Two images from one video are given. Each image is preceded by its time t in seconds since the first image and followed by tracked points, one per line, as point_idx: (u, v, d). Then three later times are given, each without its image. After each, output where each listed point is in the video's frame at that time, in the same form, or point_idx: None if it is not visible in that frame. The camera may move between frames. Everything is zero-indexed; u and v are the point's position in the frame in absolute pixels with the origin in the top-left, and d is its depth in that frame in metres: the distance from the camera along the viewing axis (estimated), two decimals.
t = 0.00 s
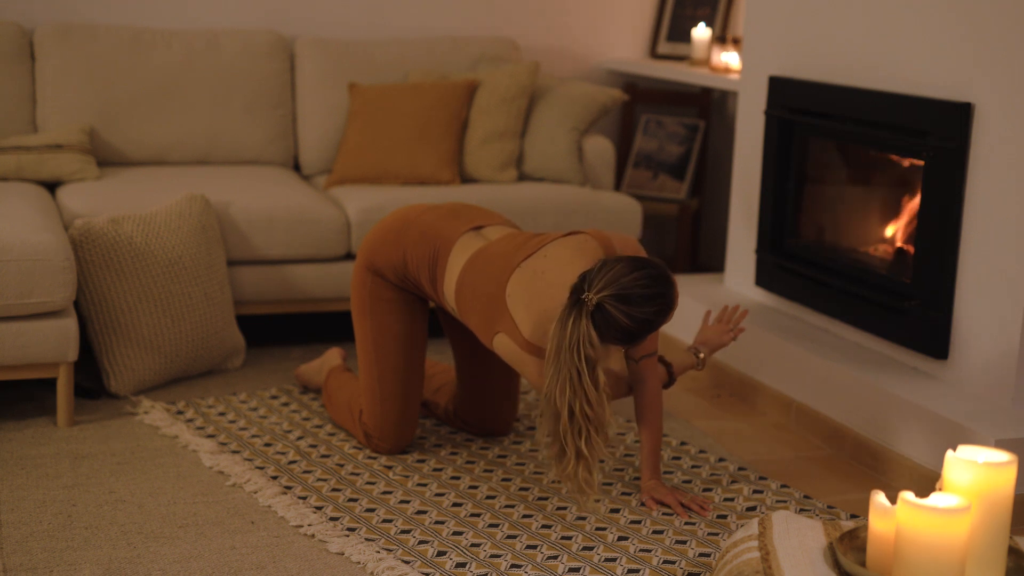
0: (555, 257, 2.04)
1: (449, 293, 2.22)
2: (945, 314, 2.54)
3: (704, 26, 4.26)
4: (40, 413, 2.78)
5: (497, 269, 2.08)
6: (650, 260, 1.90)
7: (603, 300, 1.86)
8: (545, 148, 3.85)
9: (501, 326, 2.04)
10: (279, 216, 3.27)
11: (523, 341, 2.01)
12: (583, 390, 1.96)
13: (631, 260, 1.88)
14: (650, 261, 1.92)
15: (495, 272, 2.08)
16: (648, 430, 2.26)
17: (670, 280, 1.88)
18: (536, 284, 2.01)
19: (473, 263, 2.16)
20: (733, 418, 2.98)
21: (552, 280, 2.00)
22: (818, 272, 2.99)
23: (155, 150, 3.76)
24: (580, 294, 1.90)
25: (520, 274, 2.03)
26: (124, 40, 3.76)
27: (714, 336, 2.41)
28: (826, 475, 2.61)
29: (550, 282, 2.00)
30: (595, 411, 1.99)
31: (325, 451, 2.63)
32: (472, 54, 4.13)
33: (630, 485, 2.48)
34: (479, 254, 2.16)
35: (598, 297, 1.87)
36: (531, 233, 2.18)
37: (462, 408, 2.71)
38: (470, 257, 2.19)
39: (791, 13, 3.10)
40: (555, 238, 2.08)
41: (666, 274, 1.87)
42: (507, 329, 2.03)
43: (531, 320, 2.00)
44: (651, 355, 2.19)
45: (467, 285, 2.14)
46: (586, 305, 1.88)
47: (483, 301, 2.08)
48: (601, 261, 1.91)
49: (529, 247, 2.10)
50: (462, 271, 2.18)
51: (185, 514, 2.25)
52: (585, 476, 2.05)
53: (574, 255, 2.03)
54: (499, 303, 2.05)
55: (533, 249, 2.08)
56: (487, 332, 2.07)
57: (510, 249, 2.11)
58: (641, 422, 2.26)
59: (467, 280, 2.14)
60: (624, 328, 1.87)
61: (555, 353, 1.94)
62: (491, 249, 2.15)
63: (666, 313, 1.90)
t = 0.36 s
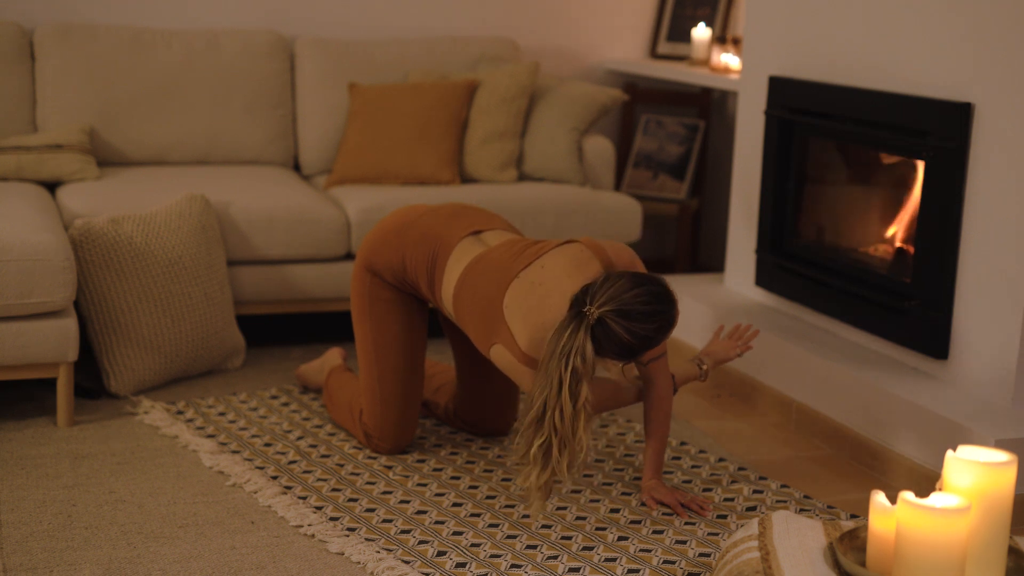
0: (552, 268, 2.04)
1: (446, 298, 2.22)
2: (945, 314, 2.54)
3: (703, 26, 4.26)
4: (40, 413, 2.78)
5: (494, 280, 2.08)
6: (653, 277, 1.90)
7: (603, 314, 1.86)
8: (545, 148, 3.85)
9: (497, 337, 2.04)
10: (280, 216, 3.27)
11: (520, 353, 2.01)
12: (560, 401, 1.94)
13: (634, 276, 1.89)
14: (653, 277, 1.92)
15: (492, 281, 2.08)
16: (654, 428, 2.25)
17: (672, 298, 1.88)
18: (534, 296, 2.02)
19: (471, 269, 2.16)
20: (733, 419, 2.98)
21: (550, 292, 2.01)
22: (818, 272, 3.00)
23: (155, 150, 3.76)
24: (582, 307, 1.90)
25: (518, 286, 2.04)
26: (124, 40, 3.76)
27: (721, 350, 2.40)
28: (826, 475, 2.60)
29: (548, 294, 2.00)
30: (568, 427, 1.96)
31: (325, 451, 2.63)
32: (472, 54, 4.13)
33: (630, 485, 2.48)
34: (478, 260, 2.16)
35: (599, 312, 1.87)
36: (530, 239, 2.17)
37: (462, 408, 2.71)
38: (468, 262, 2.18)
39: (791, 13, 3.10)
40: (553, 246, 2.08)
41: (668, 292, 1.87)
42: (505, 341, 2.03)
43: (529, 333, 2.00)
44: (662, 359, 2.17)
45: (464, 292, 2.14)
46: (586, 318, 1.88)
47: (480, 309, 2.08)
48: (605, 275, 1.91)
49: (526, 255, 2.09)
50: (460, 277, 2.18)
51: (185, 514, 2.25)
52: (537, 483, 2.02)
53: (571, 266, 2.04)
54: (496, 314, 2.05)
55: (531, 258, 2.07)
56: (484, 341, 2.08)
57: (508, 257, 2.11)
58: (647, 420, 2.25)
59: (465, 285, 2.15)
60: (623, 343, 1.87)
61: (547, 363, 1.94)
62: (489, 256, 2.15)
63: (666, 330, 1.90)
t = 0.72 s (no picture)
0: (548, 290, 2.03)
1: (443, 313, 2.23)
2: (945, 314, 2.54)
3: (703, 26, 4.26)
4: (40, 413, 2.78)
5: (489, 303, 2.08)
6: (655, 309, 1.91)
7: (604, 338, 1.86)
8: (545, 148, 3.85)
9: (493, 359, 2.05)
10: (279, 216, 3.27)
11: (515, 377, 2.02)
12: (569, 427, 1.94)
13: (637, 305, 1.90)
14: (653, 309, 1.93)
15: (488, 301, 2.09)
16: (663, 432, 2.26)
17: (672, 332, 1.89)
18: (529, 320, 2.02)
19: (468, 286, 2.16)
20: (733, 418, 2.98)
21: (545, 315, 2.01)
22: (818, 272, 3.00)
23: (155, 150, 3.76)
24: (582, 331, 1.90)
25: (514, 308, 2.04)
26: (124, 40, 3.76)
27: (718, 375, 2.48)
28: (825, 475, 2.61)
29: (543, 318, 2.00)
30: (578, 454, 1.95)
31: (325, 451, 2.63)
32: (472, 54, 4.13)
33: (630, 485, 2.48)
34: (473, 277, 2.16)
35: (600, 338, 1.87)
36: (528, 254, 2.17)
37: (461, 408, 2.71)
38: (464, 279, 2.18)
39: (791, 13, 3.10)
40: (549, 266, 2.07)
41: (669, 326, 1.89)
42: (500, 363, 2.04)
43: (524, 357, 2.00)
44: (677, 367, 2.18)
45: (460, 311, 2.15)
46: (586, 342, 1.88)
47: (477, 330, 2.09)
48: (607, 301, 1.92)
49: (520, 275, 2.09)
50: (456, 294, 2.18)
51: (185, 514, 2.25)
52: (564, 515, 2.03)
53: (566, 288, 2.03)
54: (491, 336, 2.06)
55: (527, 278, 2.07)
56: (480, 361, 2.09)
57: (505, 275, 2.11)
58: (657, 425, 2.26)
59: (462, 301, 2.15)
60: (620, 370, 1.87)
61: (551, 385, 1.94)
62: (486, 273, 2.15)
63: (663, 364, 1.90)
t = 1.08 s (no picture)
0: (549, 316, 2.06)
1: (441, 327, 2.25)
2: (945, 314, 2.54)
3: (703, 26, 4.26)
4: (40, 413, 2.78)
5: (489, 326, 2.10)
6: (657, 346, 1.95)
7: (605, 377, 1.91)
8: (545, 148, 3.84)
9: (491, 383, 2.09)
10: (279, 216, 3.27)
11: (512, 402, 2.07)
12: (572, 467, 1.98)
13: (640, 343, 1.93)
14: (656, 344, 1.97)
15: (489, 323, 2.11)
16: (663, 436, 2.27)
17: (674, 372, 1.93)
18: (529, 346, 2.04)
19: (469, 303, 2.17)
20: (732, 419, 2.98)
21: (546, 343, 2.04)
22: (818, 272, 3.00)
23: (155, 150, 3.76)
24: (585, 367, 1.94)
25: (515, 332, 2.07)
26: (124, 40, 3.76)
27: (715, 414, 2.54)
28: (825, 474, 2.61)
29: (544, 345, 2.04)
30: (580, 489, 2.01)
31: (326, 451, 2.63)
32: (472, 54, 4.13)
33: (630, 485, 2.48)
34: (475, 296, 2.18)
35: (603, 377, 1.91)
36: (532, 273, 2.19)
37: (461, 408, 2.71)
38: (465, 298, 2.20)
39: (791, 14, 3.10)
40: (551, 291, 2.09)
41: (671, 365, 1.92)
42: (500, 388, 2.07)
43: (523, 383, 2.04)
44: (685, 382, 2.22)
45: (457, 328, 2.17)
46: (588, 381, 1.93)
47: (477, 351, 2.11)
48: (610, 336, 1.95)
49: (521, 298, 2.10)
50: (456, 312, 2.19)
51: (185, 514, 2.25)
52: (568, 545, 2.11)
53: (568, 315, 2.06)
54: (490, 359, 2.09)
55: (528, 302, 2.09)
56: (478, 380, 2.12)
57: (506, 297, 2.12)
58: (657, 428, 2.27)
59: (464, 317, 2.16)
60: (620, 409, 1.92)
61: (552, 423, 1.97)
62: (487, 291, 2.16)
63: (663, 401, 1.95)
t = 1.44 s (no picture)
0: (543, 344, 2.12)
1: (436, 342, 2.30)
2: (945, 314, 2.54)
3: (703, 26, 4.26)
4: (40, 413, 2.78)
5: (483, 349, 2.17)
6: (651, 387, 2.02)
7: (602, 424, 2.00)
8: (545, 148, 3.84)
9: (484, 406, 2.17)
10: (279, 216, 3.27)
11: (505, 427, 2.16)
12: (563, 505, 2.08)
13: (635, 388, 2.00)
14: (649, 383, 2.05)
15: (484, 346, 2.17)
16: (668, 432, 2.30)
17: (667, 414, 2.01)
18: (523, 374, 2.12)
19: (464, 322, 2.22)
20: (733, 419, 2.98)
21: (539, 372, 2.11)
22: (818, 272, 3.00)
23: (155, 150, 3.76)
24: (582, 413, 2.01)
25: (508, 358, 2.14)
26: (124, 40, 3.76)
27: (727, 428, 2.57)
28: (825, 475, 2.61)
29: (537, 374, 2.11)
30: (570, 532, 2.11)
31: (325, 451, 2.63)
32: (473, 54, 4.13)
33: (630, 485, 2.48)
34: (470, 314, 2.22)
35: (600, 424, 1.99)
36: (527, 292, 2.23)
37: (461, 408, 2.72)
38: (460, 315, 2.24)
39: (791, 14, 3.10)
40: (547, 318, 2.15)
41: (664, 409, 2.00)
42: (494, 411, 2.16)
43: (516, 410, 2.13)
44: (689, 386, 2.27)
45: (451, 349, 2.23)
46: (586, 427, 2.01)
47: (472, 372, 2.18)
48: (606, 378, 2.02)
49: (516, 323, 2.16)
50: (451, 330, 2.24)
51: (185, 514, 2.25)
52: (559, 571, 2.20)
53: (560, 345, 2.12)
54: (484, 383, 2.16)
55: (523, 327, 2.15)
56: (471, 400, 2.20)
57: (502, 320, 2.18)
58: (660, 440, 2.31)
59: (458, 339, 2.22)
60: (616, 451, 2.02)
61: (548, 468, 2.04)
62: (484, 310, 2.21)
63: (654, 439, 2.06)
